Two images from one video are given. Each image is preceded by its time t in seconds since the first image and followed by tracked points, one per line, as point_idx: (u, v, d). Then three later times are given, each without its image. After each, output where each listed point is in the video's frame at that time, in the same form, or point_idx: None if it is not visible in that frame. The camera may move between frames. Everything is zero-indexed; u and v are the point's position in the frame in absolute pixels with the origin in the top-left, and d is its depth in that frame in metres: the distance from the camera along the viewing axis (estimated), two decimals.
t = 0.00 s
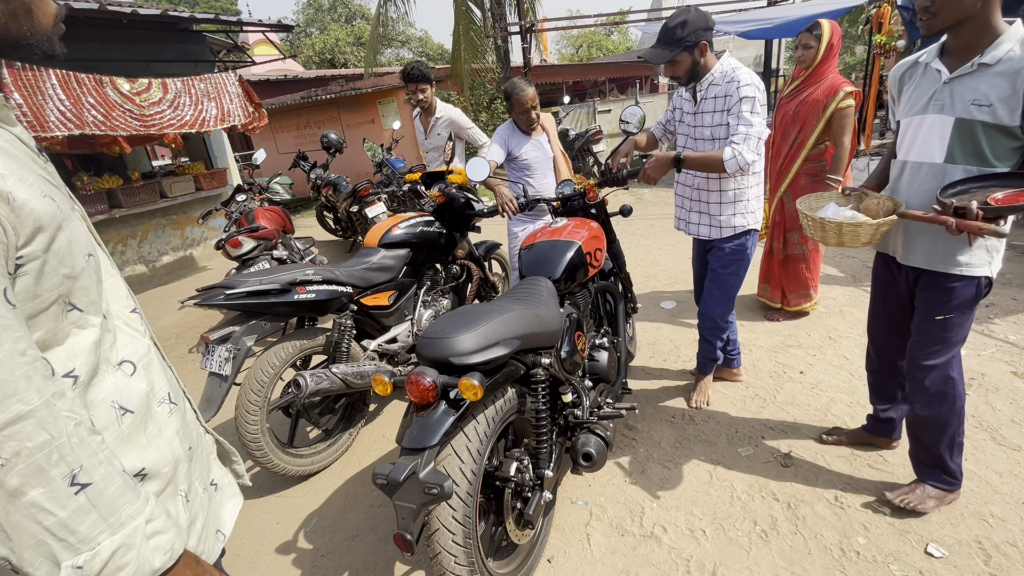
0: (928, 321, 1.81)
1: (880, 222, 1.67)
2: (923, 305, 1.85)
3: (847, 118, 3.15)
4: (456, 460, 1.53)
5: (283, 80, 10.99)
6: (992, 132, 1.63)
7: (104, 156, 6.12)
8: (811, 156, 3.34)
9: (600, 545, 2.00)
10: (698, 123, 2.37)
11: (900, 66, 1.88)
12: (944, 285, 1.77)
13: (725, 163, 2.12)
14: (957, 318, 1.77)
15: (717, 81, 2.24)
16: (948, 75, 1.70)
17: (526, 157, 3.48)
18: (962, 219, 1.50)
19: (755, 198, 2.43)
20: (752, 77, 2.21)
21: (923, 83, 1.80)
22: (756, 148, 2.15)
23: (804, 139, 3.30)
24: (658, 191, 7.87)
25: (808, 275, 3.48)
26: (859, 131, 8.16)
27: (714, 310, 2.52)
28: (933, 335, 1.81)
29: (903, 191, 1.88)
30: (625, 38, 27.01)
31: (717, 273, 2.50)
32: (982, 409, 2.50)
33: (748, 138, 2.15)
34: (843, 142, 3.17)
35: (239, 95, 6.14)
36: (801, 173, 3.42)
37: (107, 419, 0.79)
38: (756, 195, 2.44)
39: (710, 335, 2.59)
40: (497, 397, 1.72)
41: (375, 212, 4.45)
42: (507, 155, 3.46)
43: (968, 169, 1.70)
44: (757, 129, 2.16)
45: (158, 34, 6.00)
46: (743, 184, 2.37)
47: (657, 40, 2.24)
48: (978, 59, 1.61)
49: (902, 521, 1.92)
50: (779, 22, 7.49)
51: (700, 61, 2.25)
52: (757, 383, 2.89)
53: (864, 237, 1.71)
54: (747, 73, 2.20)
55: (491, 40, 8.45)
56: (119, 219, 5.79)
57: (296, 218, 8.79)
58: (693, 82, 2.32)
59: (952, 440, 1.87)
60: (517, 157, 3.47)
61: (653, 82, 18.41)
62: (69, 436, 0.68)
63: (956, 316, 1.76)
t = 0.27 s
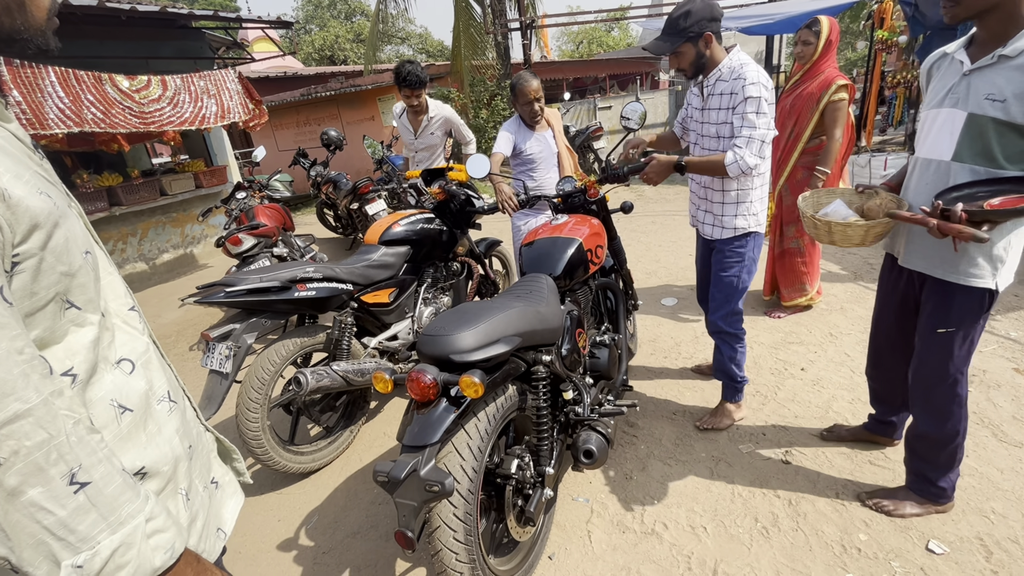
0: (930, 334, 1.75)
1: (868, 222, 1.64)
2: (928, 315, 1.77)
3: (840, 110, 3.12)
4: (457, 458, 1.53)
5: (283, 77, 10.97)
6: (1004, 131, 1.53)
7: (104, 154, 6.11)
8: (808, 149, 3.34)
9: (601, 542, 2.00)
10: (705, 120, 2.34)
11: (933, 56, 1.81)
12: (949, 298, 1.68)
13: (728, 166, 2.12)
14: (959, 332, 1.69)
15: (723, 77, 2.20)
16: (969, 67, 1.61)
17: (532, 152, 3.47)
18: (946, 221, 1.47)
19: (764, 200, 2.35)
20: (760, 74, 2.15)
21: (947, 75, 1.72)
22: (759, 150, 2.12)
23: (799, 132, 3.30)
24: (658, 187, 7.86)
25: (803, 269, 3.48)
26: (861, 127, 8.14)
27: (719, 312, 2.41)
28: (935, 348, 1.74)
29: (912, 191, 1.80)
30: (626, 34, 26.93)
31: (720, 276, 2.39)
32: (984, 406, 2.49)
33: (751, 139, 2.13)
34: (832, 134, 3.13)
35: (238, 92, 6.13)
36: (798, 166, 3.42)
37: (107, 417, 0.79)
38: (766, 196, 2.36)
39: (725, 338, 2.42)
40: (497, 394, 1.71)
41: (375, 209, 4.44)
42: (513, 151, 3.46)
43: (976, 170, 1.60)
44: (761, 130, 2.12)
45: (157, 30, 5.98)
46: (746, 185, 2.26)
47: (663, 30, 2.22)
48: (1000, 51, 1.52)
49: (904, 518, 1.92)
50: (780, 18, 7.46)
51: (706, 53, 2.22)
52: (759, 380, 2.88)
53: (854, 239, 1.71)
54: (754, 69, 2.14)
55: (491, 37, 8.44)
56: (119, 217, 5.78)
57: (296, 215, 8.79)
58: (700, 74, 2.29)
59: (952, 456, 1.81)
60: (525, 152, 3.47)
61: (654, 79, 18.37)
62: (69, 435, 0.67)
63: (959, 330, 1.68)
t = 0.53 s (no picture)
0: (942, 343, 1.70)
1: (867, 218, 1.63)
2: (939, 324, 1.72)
3: (838, 102, 3.12)
4: (459, 455, 1.53)
5: (283, 74, 10.96)
6: (1016, 134, 1.44)
7: (105, 152, 6.11)
8: (808, 142, 3.32)
9: (602, 539, 2.00)
10: (714, 117, 2.24)
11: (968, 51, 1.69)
12: (960, 305, 1.63)
13: (732, 177, 2.07)
14: (972, 342, 1.63)
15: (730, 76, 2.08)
16: (994, 63, 1.52)
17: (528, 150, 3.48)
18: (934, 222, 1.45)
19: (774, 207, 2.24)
20: (767, 74, 2.00)
21: (975, 72, 1.61)
22: (762, 160, 2.03)
23: (799, 126, 3.30)
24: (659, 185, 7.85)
25: (800, 263, 3.50)
26: (863, 124, 8.12)
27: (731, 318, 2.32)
28: (947, 357, 1.69)
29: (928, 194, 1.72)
30: (627, 31, 26.87)
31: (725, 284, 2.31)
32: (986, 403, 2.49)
33: (755, 148, 2.03)
34: (832, 126, 3.13)
35: (239, 89, 6.12)
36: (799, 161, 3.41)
37: (108, 416, 0.79)
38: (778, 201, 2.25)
39: (744, 342, 2.33)
40: (500, 392, 1.71)
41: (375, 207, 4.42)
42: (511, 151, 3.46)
43: (987, 175, 1.51)
44: (765, 138, 2.01)
45: (157, 28, 5.97)
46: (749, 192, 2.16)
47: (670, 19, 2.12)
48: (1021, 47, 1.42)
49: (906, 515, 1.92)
50: (782, 14, 7.44)
51: (717, 43, 2.09)
52: (761, 377, 2.88)
53: (858, 234, 1.69)
54: (761, 69, 2.00)
55: (492, 34, 8.42)
56: (120, 215, 5.79)
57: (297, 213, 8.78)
58: (712, 66, 2.17)
59: (959, 461, 1.76)
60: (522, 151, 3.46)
61: (655, 75, 18.33)
62: (69, 435, 0.67)
63: (969, 339, 1.63)
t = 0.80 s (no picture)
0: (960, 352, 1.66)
1: (873, 216, 1.61)
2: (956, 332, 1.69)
3: (847, 96, 3.08)
4: (461, 453, 1.53)
5: (285, 72, 10.96)
6: None
7: (107, 149, 6.12)
8: (817, 138, 3.26)
9: (604, 537, 2.00)
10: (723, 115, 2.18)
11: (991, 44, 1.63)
12: (976, 312, 1.60)
13: (732, 179, 2.04)
14: (990, 349, 1.59)
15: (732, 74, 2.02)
16: (1014, 60, 1.47)
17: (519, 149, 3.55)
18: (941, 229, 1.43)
19: (784, 212, 2.14)
20: (768, 72, 1.91)
21: (997, 67, 1.56)
22: (756, 163, 1.95)
23: (808, 121, 3.24)
24: (662, 182, 7.83)
25: (808, 259, 3.50)
26: (867, 121, 8.08)
27: (735, 322, 2.31)
28: (966, 365, 1.65)
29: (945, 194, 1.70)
30: (630, 28, 26.83)
31: (727, 287, 2.30)
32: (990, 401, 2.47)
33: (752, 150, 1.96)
34: (842, 120, 3.09)
35: (240, 86, 6.11)
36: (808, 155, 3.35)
37: (107, 415, 0.78)
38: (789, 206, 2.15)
39: (750, 344, 2.31)
40: (502, 389, 1.71)
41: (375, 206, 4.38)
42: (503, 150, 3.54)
43: (1005, 176, 1.49)
44: (761, 140, 1.93)
45: (159, 25, 5.96)
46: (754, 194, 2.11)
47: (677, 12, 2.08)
48: None
49: (910, 514, 1.91)
50: (786, 10, 7.41)
51: (723, 37, 2.02)
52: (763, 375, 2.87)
53: (865, 233, 1.67)
54: (761, 67, 1.91)
55: (494, 31, 8.40)
56: (123, 213, 5.79)
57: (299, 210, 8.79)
58: (722, 58, 2.10)
59: (969, 464, 1.74)
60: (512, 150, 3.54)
61: (658, 72, 18.27)
62: (66, 434, 0.67)
63: (987, 346, 1.59)
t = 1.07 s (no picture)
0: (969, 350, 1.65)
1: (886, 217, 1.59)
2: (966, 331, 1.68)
3: (858, 92, 3.07)
4: (463, 452, 1.53)
5: (288, 69, 10.96)
6: None
7: (110, 148, 6.13)
8: (828, 133, 3.26)
9: (606, 536, 2.00)
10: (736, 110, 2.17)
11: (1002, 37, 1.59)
12: (986, 313, 1.59)
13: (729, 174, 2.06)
14: (1002, 351, 1.58)
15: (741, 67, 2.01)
16: None
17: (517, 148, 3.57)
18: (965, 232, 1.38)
19: (790, 213, 2.11)
20: (774, 67, 1.89)
21: (1009, 62, 1.53)
22: (748, 158, 1.95)
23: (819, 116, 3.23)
24: (664, 180, 7.82)
25: (822, 255, 3.48)
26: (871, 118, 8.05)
27: (741, 319, 2.30)
28: (977, 367, 1.63)
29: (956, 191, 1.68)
30: (632, 25, 26.76)
31: (733, 284, 2.29)
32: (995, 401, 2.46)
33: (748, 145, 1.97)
34: (853, 115, 3.08)
35: (242, 85, 6.12)
36: (819, 150, 3.33)
37: (107, 414, 0.78)
38: (795, 207, 2.11)
39: (755, 343, 2.30)
40: (503, 388, 1.71)
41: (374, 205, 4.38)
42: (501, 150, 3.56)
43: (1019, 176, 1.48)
44: (756, 135, 1.93)
45: (162, 24, 5.97)
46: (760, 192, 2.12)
47: None
48: None
49: (914, 513, 1.90)
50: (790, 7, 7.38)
51: (739, 25, 1.99)
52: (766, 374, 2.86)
53: (875, 235, 1.65)
54: (768, 61, 1.90)
55: (497, 28, 8.38)
56: (126, 211, 5.81)
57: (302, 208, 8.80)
58: (739, 48, 2.07)
59: (975, 464, 1.74)
60: (510, 150, 3.56)
61: (660, 70, 18.21)
62: (67, 434, 0.67)
63: (998, 348, 1.58)
